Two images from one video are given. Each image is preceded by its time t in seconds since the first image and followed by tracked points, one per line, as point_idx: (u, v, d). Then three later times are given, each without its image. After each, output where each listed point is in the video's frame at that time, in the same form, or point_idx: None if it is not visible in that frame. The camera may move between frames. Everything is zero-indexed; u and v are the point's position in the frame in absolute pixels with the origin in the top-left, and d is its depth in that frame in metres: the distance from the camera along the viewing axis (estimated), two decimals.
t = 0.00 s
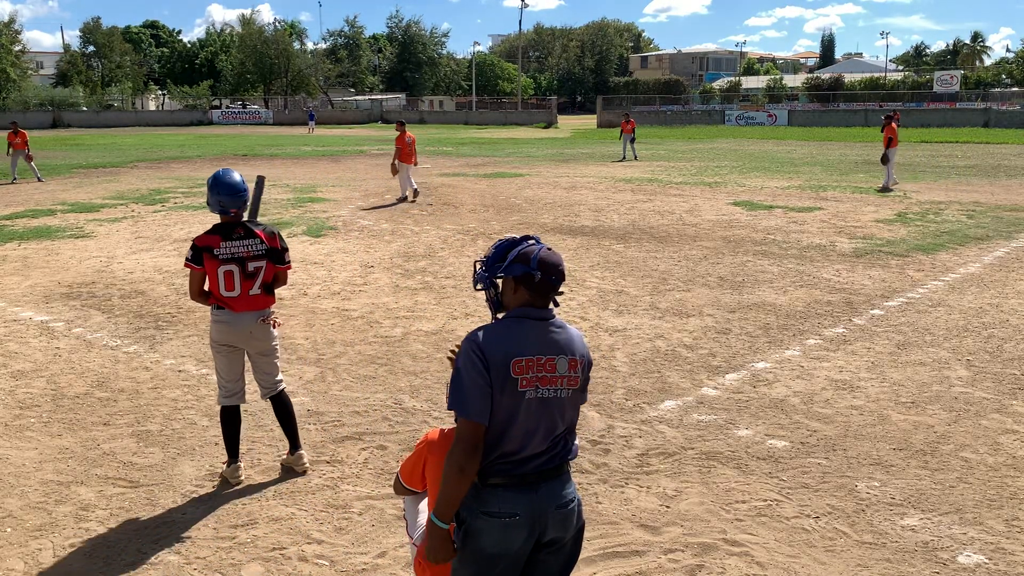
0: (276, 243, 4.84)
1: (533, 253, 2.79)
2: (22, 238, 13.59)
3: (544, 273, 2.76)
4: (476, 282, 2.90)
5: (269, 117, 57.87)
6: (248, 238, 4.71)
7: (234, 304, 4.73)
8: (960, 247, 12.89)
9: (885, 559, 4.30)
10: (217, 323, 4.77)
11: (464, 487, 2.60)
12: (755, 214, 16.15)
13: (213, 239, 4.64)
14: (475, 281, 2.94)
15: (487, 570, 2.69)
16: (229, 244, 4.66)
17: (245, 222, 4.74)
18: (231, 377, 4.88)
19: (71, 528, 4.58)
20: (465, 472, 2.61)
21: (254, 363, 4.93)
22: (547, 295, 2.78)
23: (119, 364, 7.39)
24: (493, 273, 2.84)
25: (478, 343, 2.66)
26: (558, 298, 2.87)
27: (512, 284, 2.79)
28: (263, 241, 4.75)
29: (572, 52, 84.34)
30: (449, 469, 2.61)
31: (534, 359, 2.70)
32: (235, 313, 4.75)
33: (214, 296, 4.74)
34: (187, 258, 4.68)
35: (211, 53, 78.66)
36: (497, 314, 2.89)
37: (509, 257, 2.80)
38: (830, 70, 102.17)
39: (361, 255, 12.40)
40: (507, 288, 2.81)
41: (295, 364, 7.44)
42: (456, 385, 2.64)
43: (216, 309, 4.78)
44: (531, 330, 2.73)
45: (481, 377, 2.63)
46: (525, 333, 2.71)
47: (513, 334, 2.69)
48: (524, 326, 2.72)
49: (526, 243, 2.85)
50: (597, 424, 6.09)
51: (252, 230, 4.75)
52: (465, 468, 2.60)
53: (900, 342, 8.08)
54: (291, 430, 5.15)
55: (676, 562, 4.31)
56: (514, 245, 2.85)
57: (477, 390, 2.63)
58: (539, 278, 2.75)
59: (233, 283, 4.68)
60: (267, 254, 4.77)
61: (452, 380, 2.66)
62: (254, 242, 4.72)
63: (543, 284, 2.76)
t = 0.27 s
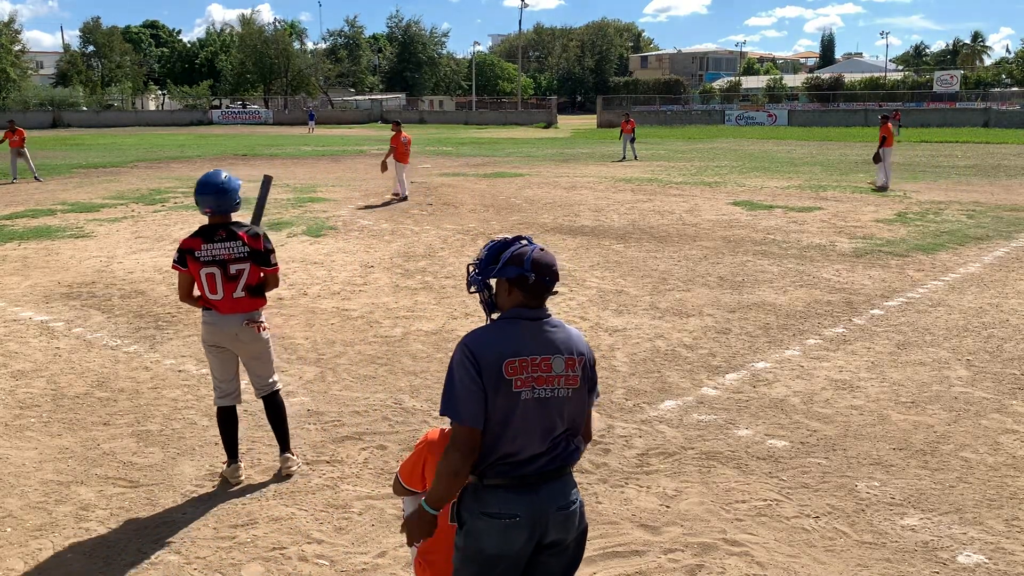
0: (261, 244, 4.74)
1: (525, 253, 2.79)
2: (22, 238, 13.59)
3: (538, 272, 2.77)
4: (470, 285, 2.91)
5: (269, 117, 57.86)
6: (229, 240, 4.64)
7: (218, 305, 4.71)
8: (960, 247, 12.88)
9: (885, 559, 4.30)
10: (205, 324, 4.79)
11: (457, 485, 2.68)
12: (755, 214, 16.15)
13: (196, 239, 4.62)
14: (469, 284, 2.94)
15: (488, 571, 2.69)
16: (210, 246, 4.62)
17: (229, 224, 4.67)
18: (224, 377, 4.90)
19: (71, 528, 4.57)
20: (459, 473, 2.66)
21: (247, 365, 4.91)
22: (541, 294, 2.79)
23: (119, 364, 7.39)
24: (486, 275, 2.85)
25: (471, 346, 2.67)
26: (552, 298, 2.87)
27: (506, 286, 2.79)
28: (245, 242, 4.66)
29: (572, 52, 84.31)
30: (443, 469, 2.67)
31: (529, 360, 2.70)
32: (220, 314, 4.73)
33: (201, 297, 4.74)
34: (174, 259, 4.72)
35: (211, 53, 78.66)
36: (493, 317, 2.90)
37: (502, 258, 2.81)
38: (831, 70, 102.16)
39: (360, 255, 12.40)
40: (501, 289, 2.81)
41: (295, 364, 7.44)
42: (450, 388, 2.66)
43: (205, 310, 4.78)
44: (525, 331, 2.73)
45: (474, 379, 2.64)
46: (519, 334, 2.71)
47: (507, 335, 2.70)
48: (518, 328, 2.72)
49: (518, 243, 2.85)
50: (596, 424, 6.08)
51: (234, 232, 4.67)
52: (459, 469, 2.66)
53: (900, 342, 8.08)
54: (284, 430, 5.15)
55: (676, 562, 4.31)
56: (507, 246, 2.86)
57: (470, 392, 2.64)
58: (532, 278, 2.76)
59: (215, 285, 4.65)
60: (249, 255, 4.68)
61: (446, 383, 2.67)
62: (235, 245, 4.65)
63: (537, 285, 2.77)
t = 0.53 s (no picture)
0: (250, 246, 4.69)
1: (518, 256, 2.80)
2: (23, 238, 13.59)
3: (528, 266, 2.78)
4: (463, 292, 2.91)
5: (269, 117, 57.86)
6: (217, 242, 4.62)
7: (209, 306, 4.72)
8: (960, 247, 12.88)
9: (885, 559, 4.30)
10: (199, 324, 4.81)
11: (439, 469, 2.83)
12: (755, 214, 16.15)
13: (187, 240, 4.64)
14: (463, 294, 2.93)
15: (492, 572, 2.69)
16: (199, 247, 4.62)
17: (219, 225, 4.65)
18: (222, 378, 4.92)
19: (71, 528, 4.58)
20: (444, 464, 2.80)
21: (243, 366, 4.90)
22: (538, 295, 2.80)
23: (119, 364, 7.39)
24: (479, 280, 2.85)
25: (468, 351, 2.68)
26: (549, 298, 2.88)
27: (500, 287, 2.80)
28: (232, 244, 4.63)
29: (572, 52, 84.28)
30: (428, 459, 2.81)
31: (530, 364, 2.70)
32: (212, 314, 4.75)
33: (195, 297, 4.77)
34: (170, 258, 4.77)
35: (211, 53, 78.67)
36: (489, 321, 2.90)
37: (494, 261, 2.82)
38: (831, 70, 102.17)
39: (360, 255, 12.40)
40: (494, 293, 2.81)
41: (295, 364, 7.44)
42: (447, 394, 2.66)
43: (199, 310, 4.81)
44: (525, 335, 2.73)
45: (471, 386, 2.65)
46: (518, 338, 2.71)
47: (505, 340, 2.70)
48: (515, 329, 2.73)
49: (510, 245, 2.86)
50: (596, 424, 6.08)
51: (223, 234, 4.64)
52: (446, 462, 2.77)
53: (900, 342, 8.07)
54: (282, 432, 5.14)
55: (676, 562, 4.31)
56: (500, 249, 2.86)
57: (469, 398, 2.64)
58: (529, 279, 2.77)
59: (204, 286, 4.66)
60: (237, 258, 4.65)
61: (441, 389, 2.67)
62: (223, 247, 4.63)
63: (533, 285, 2.78)
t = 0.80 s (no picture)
0: (245, 249, 4.67)
1: (517, 257, 2.82)
2: (23, 238, 13.59)
3: (521, 266, 2.80)
4: (462, 294, 2.92)
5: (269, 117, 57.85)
6: (213, 244, 4.62)
7: (205, 306, 4.73)
8: (960, 247, 12.88)
9: (885, 559, 4.30)
10: (196, 324, 4.82)
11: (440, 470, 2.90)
12: (755, 214, 16.15)
13: (184, 242, 4.66)
14: (463, 298, 2.94)
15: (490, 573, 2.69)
16: (195, 249, 4.63)
17: (215, 227, 4.64)
18: (221, 378, 4.91)
19: (71, 528, 4.58)
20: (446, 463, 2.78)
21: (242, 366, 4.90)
22: (536, 296, 2.81)
23: (119, 364, 7.39)
24: (476, 282, 2.86)
25: (463, 353, 2.70)
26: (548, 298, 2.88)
27: (496, 288, 2.81)
28: (227, 247, 4.62)
29: (572, 52, 84.25)
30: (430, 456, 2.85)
31: (527, 365, 2.70)
32: (208, 315, 4.75)
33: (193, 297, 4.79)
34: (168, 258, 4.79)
35: (211, 53, 78.66)
36: (486, 322, 2.92)
37: (490, 263, 2.84)
38: (831, 70, 102.18)
39: (360, 255, 12.40)
40: (490, 293, 2.83)
41: (295, 364, 7.44)
42: (442, 393, 2.68)
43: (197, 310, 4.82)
44: (522, 335, 2.73)
45: (465, 386, 2.67)
46: (515, 339, 2.71)
47: (501, 341, 2.71)
48: (511, 329, 2.73)
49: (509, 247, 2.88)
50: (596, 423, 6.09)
51: (219, 236, 4.63)
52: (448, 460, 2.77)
53: (900, 342, 8.07)
54: (280, 433, 5.14)
55: (676, 562, 4.31)
56: (498, 249, 2.88)
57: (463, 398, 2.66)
58: (523, 278, 2.77)
59: (200, 287, 4.67)
60: (233, 260, 4.64)
61: (438, 389, 2.70)
62: (218, 249, 4.62)
63: (530, 286, 2.79)
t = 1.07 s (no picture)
0: (243, 251, 4.65)
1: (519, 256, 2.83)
2: (23, 238, 13.59)
3: (520, 265, 2.80)
4: (463, 293, 2.93)
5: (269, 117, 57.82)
6: (211, 245, 4.61)
7: (204, 306, 4.74)
8: (960, 247, 12.87)
9: (885, 559, 4.30)
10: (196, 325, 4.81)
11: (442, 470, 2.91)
12: (755, 214, 16.14)
13: (183, 242, 4.65)
14: (464, 296, 2.94)
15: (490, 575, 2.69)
16: (194, 249, 4.63)
17: (213, 228, 4.63)
18: (220, 378, 4.91)
19: (71, 528, 4.57)
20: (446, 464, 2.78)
21: (240, 367, 4.90)
22: (537, 296, 2.81)
23: (119, 364, 7.39)
24: (477, 282, 2.86)
25: (463, 353, 2.70)
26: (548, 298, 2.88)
27: (495, 289, 2.81)
28: (225, 249, 4.61)
29: (572, 52, 84.23)
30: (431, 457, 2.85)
31: (526, 366, 2.70)
32: (207, 316, 4.76)
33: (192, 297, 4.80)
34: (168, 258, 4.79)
35: (211, 53, 78.65)
36: (486, 322, 2.92)
37: (490, 263, 2.84)
38: (830, 70, 102.16)
39: (360, 255, 12.40)
40: (490, 293, 2.83)
41: (295, 364, 7.44)
42: (442, 394, 2.69)
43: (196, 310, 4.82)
44: (521, 335, 2.73)
45: (465, 387, 2.67)
46: (514, 339, 2.71)
47: (501, 342, 2.71)
48: (511, 330, 2.73)
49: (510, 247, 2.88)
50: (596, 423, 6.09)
51: (217, 237, 4.62)
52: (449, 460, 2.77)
53: (900, 342, 8.07)
54: (279, 434, 5.14)
55: (676, 562, 4.31)
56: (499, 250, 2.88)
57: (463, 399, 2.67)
58: (523, 278, 2.78)
59: (198, 289, 4.68)
60: (230, 262, 4.63)
61: (438, 390, 2.70)
62: (216, 250, 4.61)
63: (530, 287, 2.79)
